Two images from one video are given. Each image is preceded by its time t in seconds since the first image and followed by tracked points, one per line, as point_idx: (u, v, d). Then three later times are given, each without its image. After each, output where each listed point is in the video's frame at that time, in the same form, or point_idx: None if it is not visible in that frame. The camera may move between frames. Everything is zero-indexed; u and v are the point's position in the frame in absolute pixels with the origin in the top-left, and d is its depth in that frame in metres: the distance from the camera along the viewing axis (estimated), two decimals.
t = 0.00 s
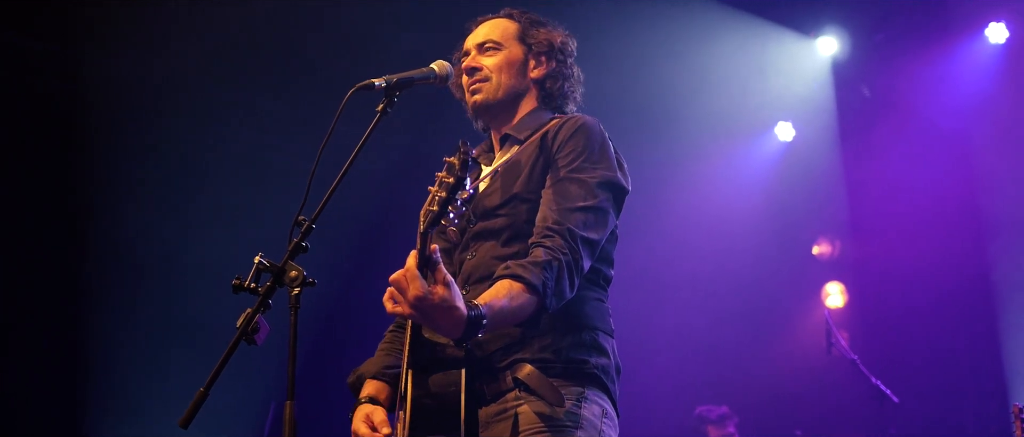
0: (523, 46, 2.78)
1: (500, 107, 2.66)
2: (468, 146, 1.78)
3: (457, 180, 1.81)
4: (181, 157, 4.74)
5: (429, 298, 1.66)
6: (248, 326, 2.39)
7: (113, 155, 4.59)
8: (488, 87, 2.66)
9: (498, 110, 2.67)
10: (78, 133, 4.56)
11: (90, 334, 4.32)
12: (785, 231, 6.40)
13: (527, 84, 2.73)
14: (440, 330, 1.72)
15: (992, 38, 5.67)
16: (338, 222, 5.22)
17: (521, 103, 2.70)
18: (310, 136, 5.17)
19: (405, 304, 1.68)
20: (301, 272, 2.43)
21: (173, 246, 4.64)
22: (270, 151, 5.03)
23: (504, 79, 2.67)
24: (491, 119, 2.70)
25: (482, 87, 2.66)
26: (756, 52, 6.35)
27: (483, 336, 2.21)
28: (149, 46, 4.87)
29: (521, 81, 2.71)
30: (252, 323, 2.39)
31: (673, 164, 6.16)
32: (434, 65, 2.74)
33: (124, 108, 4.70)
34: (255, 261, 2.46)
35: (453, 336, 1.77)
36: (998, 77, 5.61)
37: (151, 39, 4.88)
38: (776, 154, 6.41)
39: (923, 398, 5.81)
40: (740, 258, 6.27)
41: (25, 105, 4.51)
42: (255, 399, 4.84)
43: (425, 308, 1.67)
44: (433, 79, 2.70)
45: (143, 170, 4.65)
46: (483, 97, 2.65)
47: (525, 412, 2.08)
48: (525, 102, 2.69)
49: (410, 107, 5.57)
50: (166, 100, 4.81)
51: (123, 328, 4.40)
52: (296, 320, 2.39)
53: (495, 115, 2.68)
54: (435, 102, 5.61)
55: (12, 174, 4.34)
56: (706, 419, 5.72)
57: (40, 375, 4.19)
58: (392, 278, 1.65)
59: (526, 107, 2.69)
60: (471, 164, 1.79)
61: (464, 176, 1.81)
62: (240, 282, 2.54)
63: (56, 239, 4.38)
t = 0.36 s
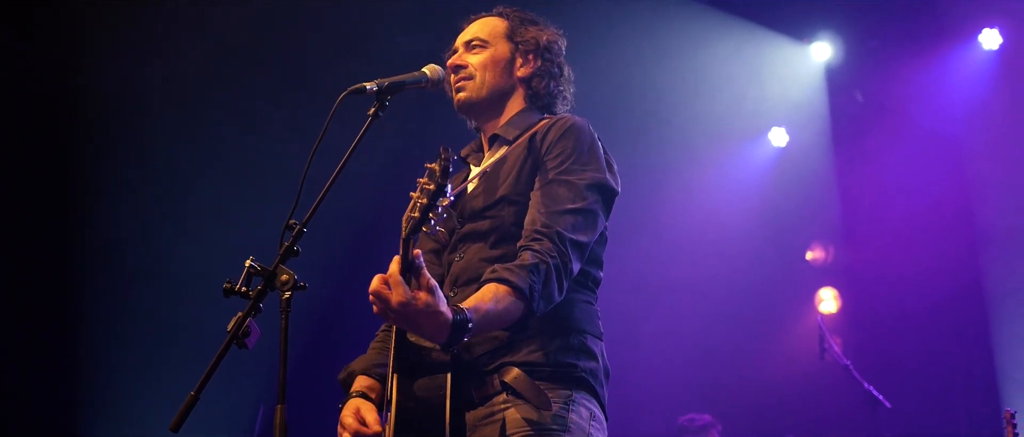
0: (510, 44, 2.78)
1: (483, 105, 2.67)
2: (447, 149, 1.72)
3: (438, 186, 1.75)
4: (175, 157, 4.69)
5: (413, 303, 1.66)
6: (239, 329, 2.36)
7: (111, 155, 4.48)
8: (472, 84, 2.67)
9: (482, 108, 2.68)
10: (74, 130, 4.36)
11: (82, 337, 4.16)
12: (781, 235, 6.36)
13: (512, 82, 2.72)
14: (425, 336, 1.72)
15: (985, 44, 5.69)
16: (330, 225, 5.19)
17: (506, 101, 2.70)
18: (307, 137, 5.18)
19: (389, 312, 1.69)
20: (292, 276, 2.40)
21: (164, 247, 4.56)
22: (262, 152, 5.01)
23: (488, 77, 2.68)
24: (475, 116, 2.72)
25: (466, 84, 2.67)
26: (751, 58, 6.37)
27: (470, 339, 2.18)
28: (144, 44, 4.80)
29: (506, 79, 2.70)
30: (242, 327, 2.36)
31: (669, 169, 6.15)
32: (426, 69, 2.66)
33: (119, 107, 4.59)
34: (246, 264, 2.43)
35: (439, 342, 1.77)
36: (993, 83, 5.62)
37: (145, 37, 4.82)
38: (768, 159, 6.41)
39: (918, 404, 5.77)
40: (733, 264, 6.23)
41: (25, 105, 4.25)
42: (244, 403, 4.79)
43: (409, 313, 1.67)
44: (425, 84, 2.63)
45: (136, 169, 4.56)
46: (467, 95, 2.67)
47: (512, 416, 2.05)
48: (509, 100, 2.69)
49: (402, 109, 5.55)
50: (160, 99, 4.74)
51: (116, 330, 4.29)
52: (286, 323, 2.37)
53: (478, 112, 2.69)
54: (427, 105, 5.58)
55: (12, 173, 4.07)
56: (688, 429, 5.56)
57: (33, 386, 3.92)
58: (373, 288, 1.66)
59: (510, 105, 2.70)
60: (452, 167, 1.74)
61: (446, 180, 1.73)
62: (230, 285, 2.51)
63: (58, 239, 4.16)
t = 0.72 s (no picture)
0: (499, 45, 2.85)
1: (473, 104, 2.75)
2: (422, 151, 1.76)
3: (412, 186, 1.76)
4: (175, 158, 4.70)
5: (394, 305, 1.68)
6: (236, 337, 2.33)
7: (109, 156, 4.53)
8: (461, 85, 2.75)
9: (472, 109, 2.76)
10: (72, 131, 4.45)
11: (79, 337, 4.18)
12: (778, 242, 6.39)
13: (501, 81, 2.79)
14: (409, 338, 1.74)
15: (982, 52, 5.74)
16: (328, 230, 5.21)
17: (496, 100, 2.77)
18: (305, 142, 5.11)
19: (371, 315, 1.70)
20: (290, 283, 2.39)
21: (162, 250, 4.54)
22: (263, 159, 4.96)
23: (476, 78, 2.76)
24: (467, 117, 2.80)
25: (456, 85, 2.76)
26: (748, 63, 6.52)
27: (461, 342, 2.18)
28: (144, 48, 4.83)
29: (495, 79, 2.78)
30: (239, 335, 2.34)
31: (664, 178, 6.18)
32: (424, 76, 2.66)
33: (117, 109, 4.65)
34: (243, 271, 2.42)
35: (424, 343, 1.78)
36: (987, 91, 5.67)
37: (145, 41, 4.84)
38: (767, 168, 6.44)
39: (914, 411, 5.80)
40: (726, 274, 6.23)
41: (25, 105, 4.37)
42: (239, 409, 4.78)
43: (390, 316, 1.69)
44: (422, 91, 2.64)
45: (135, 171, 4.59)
46: (457, 95, 2.75)
47: (504, 420, 2.06)
48: (499, 99, 2.76)
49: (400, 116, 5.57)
50: (160, 102, 4.77)
51: (113, 333, 4.28)
52: (284, 330, 2.36)
53: (469, 112, 2.77)
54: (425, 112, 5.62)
55: (12, 173, 4.20)
56: None
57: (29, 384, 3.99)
58: (355, 292, 1.69)
59: (499, 105, 2.77)
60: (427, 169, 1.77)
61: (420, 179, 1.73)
62: (227, 292, 2.50)
63: (57, 239, 4.25)
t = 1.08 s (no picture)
0: (493, 43, 2.89)
1: (472, 107, 2.81)
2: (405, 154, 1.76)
3: (393, 188, 1.75)
4: (175, 159, 4.76)
5: (379, 309, 1.69)
6: (237, 343, 2.33)
7: (109, 157, 4.56)
8: (458, 88, 2.81)
9: (472, 113, 2.83)
10: (72, 133, 4.43)
11: (77, 337, 4.19)
12: (775, 249, 6.46)
13: (498, 81, 2.84)
14: (396, 342, 1.76)
15: (979, 59, 5.70)
16: (330, 236, 5.24)
17: (494, 100, 2.82)
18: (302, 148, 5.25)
19: (358, 318, 1.73)
20: (291, 289, 2.38)
21: (165, 253, 4.62)
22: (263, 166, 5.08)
23: (472, 80, 2.81)
24: (469, 118, 2.86)
25: (453, 89, 2.81)
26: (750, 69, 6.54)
27: (456, 344, 2.21)
28: (144, 54, 4.82)
29: (491, 79, 2.83)
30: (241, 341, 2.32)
31: (664, 186, 6.23)
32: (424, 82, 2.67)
33: (117, 109, 4.66)
34: (245, 277, 2.40)
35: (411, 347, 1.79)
36: (983, 98, 5.67)
37: (145, 47, 4.83)
38: (762, 175, 6.51)
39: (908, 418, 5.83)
40: (719, 282, 6.25)
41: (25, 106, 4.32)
42: (240, 413, 4.80)
43: (376, 319, 1.71)
44: (423, 96, 2.64)
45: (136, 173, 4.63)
46: (455, 99, 2.81)
47: (497, 424, 2.07)
48: (496, 99, 2.82)
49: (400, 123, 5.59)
50: (160, 108, 4.80)
51: (113, 332, 4.33)
52: (285, 337, 2.35)
53: (469, 114, 2.84)
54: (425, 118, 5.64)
55: (12, 174, 4.15)
56: None
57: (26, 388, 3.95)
58: (341, 295, 1.71)
59: (498, 105, 2.82)
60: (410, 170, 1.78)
61: (400, 183, 1.75)
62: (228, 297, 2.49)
63: (56, 239, 4.22)
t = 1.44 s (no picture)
0: (497, 42, 2.89)
1: (479, 109, 2.83)
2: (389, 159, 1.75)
3: (375, 193, 1.73)
4: (175, 161, 4.76)
5: (368, 312, 1.71)
6: (238, 345, 2.31)
7: (110, 157, 4.56)
8: (464, 90, 2.83)
9: (477, 115, 2.85)
10: (71, 134, 4.45)
11: (77, 337, 4.19)
12: (775, 250, 6.44)
13: (502, 81, 2.84)
14: (385, 346, 1.76)
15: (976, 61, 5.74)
16: (332, 237, 5.23)
17: (500, 101, 2.83)
18: (303, 150, 5.23)
19: (347, 322, 1.74)
20: (292, 291, 2.35)
21: (165, 254, 4.62)
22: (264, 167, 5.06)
23: (476, 82, 2.82)
24: (477, 119, 2.88)
25: (459, 91, 2.84)
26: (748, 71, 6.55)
27: (455, 347, 2.21)
28: (145, 55, 4.83)
29: (495, 80, 2.83)
30: (242, 343, 2.31)
31: (662, 187, 6.23)
32: (426, 84, 2.68)
33: (117, 109, 4.67)
34: (247, 279, 2.39)
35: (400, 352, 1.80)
36: (983, 99, 5.69)
37: (145, 48, 4.84)
38: (761, 175, 6.49)
39: (905, 420, 5.81)
40: (717, 284, 6.26)
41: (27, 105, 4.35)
42: (240, 414, 4.80)
43: (364, 323, 1.72)
44: (424, 98, 2.65)
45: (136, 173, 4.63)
46: (462, 101, 2.83)
47: (495, 426, 2.07)
48: (501, 100, 2.83)
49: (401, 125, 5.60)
50: (160, 108, 4.81)
51: (113, 332, 4.33)
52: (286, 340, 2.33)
53: (476, 116, 2.85)
54: (426, 121, 5.64)
55: (12, 173, 4.17)
56: None
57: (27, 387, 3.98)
58: (331, 297, 1.74)
59: (503, 106, 2.83)
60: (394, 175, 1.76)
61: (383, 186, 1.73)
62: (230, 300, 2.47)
63: (57, 239, 4.22)
